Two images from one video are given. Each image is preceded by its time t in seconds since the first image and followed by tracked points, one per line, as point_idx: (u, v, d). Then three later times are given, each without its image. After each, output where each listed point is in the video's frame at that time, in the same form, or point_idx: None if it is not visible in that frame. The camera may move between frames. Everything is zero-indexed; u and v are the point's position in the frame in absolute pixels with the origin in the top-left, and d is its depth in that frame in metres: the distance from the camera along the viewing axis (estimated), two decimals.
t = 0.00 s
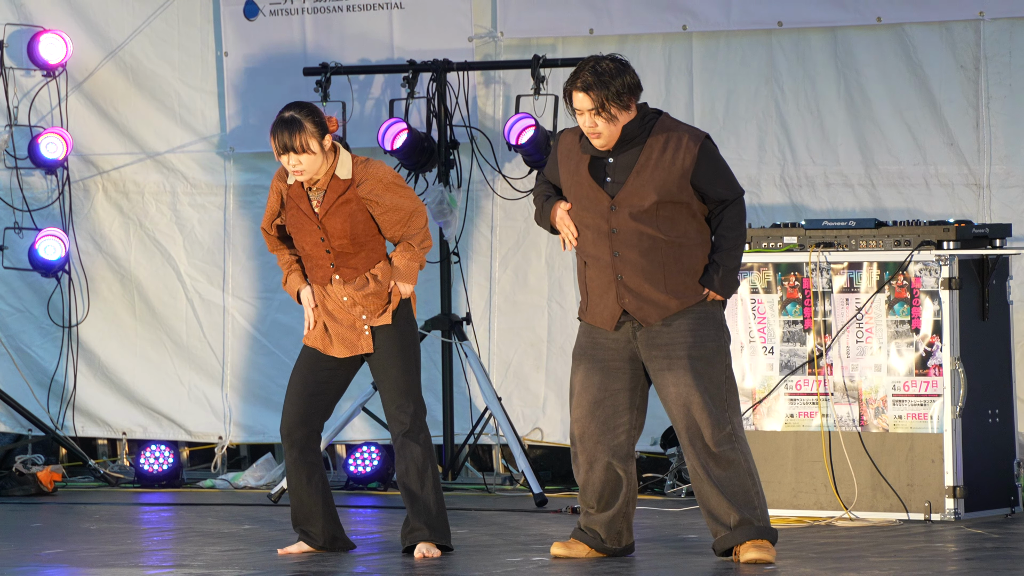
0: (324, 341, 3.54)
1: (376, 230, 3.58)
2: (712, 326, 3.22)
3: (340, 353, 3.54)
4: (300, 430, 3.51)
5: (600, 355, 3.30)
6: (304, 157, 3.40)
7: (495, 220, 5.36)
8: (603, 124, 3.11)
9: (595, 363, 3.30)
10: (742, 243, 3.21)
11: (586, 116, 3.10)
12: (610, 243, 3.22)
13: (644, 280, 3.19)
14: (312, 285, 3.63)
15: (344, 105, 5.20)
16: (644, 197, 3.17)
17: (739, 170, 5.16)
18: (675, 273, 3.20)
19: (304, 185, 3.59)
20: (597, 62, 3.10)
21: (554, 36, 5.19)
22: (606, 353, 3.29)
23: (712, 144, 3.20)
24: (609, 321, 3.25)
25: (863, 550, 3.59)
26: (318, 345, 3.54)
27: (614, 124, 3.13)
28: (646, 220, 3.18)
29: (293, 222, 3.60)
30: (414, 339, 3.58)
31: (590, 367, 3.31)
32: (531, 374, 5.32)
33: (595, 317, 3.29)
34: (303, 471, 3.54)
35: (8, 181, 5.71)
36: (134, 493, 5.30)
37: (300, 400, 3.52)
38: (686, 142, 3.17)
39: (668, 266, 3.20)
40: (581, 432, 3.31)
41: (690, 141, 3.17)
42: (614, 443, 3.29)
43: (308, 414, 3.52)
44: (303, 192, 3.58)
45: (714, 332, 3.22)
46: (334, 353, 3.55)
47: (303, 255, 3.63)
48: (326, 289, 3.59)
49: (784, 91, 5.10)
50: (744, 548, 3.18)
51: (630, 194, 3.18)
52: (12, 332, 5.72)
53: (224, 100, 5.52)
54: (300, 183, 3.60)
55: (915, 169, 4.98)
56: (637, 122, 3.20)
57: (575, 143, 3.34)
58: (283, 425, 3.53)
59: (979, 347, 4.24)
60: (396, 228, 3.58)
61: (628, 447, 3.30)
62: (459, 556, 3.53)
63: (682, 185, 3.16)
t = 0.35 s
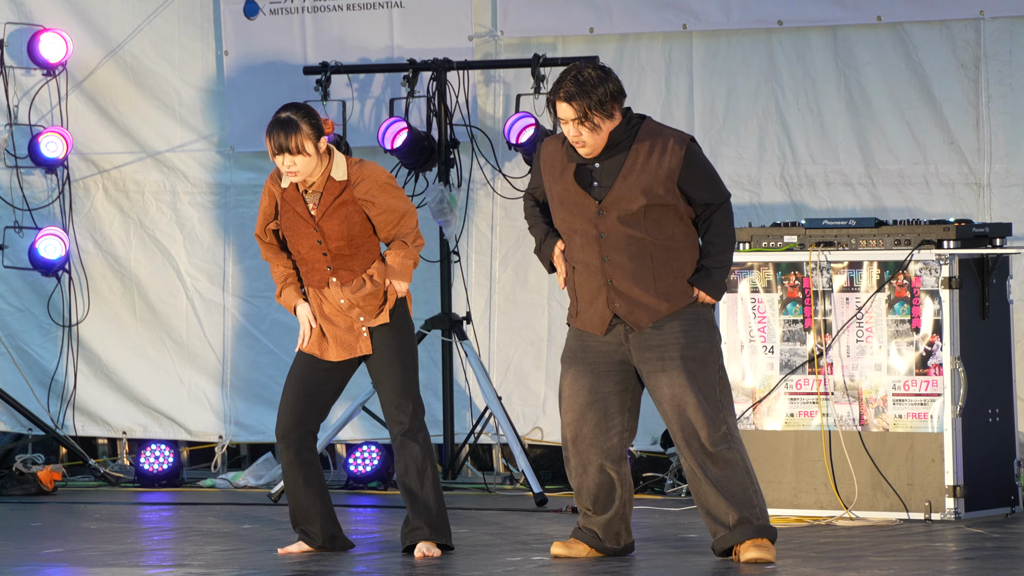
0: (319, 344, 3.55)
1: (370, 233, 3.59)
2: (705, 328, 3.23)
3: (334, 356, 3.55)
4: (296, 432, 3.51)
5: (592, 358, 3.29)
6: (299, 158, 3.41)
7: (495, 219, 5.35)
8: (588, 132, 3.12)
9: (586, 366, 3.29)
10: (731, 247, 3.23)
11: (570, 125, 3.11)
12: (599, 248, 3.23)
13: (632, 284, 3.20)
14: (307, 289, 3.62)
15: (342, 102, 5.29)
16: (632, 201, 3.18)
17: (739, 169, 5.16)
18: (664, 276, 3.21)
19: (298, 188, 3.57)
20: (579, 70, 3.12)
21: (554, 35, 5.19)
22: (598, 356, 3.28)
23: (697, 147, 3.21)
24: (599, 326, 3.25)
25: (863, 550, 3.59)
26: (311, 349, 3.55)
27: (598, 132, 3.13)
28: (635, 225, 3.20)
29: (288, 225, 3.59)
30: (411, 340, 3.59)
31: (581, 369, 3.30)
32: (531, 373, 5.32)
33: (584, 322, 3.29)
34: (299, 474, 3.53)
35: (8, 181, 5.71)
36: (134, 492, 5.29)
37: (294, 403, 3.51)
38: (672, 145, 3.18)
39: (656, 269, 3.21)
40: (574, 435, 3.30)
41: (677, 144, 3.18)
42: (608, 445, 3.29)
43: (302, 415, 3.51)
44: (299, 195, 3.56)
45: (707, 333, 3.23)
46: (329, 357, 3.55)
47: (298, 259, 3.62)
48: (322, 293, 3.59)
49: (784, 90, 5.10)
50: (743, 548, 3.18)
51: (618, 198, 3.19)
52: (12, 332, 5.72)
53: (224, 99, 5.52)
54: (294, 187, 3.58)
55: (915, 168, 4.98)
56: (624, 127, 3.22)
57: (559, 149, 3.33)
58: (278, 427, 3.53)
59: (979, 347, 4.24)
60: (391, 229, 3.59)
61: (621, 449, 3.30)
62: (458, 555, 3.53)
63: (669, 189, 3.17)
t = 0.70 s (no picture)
0: (315, 351, 3.53)
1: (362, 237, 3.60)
2: (700, 328, 3.25)
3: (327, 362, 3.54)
4: (286, 435, 3.49)
5: (587, 361, 3.28)
6: (297, 157, 3.41)
7: (495, 219, 5.36)
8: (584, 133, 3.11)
9: (581, 369, 3.28)
10: (724, 249, 3.26)
11: (566, 126, 3.11)
12: (596, 255, 3.22)
13: (631, 290, 3.20)
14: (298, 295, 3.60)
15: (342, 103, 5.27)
16: (628, 206, 3.19)
17: (739, 169, 5.16)
18: (661, 280, 3.22)
19: (292, 192, 3.57)
20: (575, 71, 3.11)
21: (554, 35, 5.19)
22: (593, 359, 3.27)
23: (688, 149, 3.25)
24: (597, 334, 3.23)
25: (863, 549, 3.59)
26: (307, 357, 3.53)
27: (593, 134, 3.13)
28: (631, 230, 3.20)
29: (281, 229, 3.57)
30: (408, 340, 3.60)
31: (576, 372, 3.28)
32: (531, 373, 5.32)
33: (581, 331, 3.26)
34: (292, 476, 3.52)
35: (8, 181, 5.71)
36: (135, 492, 5.29)
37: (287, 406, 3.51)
38: (666, 149, 3.21)
39: (653, 273, 3.22)
40: (571, 438, 3.29)
41: (669, 147, 3.21)
42: (604, 447, 3.27)
43: (296, 417, 3.51)
44: (293, 199, 3.56)
45: (703, 333, 3.25)
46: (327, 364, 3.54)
47: (290, 263, 3.60)
48: (315, 297, 3.58)
49: (784, 91, 5.10)
50: (744, 548, 3.18)
51: (614, 204, 3.20)
52: (12, 332, 5.73)
53: (224, 100, 5.52)
54: (288, 191, 3.57)
55: (915, 168, 4.98)
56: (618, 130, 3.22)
57: (549, 159, 3.31)
58: (269, 431, 3.52)
59: (979, 346, 4.24)
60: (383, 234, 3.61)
61: (618, 451, 3.29)
62: (459, 555, 3.52)
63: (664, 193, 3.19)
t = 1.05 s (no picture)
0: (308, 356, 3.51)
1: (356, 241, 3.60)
2: (699, 330, 3.26)
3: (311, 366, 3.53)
4: (270, 439, 3.47)
5: (579, 362, 3.27)
6: (297, 152, 3.45)
7: (495, 219, 5.36)
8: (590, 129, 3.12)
9: (572, 370, 3.27)
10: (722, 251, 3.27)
11: (572, 121, 3.11)
12: (598, 261, 3.22)
13: (632, 296, 3.21)
14: (290, 296, 3.59)
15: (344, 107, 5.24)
16: (631, 211, 3.21)
17: (739, 170, 5.16)
18: (662, 286, 3.23)
19: (291, 192, 3.58)
20: (582, 66, 3.12)
21: (554, 35, 5.19)
22: (586, 360, 3.27)
23: (688, 153, 3.30)
24: (596, 339, 3.23)
25: (863, 549, 3.59)
26: (295, 360, 3.52)
27: (599, 130, 3.14)
28: (634, 235, 3.21)
29: (277, 229, 3.56)
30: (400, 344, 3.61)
31: (567, 373, 3.28)
32: (530, 374, 5.32)
33: (580, 336, 3.25)
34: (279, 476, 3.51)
35: (8, 181, 5.71)
36: (134, 492, 5.29)
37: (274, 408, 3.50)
38: (668, 152, 3.25)
39: (655, 280, 3.22)
40: (558, 435, 3.27)
41: (671, 151, 3.25)
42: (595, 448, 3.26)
43: (286, 419, 3.50)
44: (292, 198, 3.57)
45: (701, 335, 3.26)
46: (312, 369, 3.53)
47: (283, 264, 3.59)
48: (306, 299, 3.57)
49: (784, 91, 5.10)
50: (744, 547, 3.19)
51: (618, 208, 3.22)
52: (12, 332, 5.74)
53: (224, 100, 5.52)
54: (286, 192, 3.58)
55: (915, 168, 4.98)
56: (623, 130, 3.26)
57: (549, 162, 3.32)
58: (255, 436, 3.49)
59: (979, 347, 4.24)
60: (377, 238, 3.62)
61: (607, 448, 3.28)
62: (458, 555, 3.52)
63: (667, 197, 3.22)
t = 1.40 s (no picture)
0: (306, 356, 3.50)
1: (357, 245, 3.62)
2: (701, 329, 3.28)
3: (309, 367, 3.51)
4: (293, 438, 3.48)
5: (592, 361, 3.26)
6: (297, 149, 3.46)
7: (495, 219, 5.35)
8: (601, 122, 3.16)
9: (588, 369, 3.25)
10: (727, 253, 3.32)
11: (584, 113, 3.15)
12: (610, 257, 3.23)
13: (642, 293, 3.22)
14: (288, 297, 3.58)
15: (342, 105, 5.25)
16: (644, 207, 3.24)
17: (739, 169, 5.16)
18: (670, 285, 3.25)
19: (294, 194, 3.58)
20: (598, 60, 3.16)
21: (554, 35, 5.19)
22: (599, 360, 3.26)
23: (697, 155, 3.35)
24: (601, 335, 3.23)
25: (863, 549, 3.59)
26: (293, 359, 3.50)
27: (610, 125, 3.18)
28: (647, 232, 3.23)
29: (279, 229, 3.56)
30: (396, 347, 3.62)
31: (583, 372, 3.25)
32: (531, 373, 5.32)
33: (584, 333, 3.25)
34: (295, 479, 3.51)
35: (8, 181, 5.71)
36: (135, 492, 5.29)
37: (289, 412, 3.49)
38: (679, 152, 3.30)
39: (665, 278, 3.24)
40: (576, 437, 3.26)
41: (683, 151, 3.30)
42: (606, 447, 3.27)
43: (299, 423, 3.50)
44: (294, 200, 3.57)
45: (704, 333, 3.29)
46: (311, 369, 3.51)
47: (281, 265, 3.58)
48: (303, 301, 3.57)
49: (784, 90, 5.10)
50: (744, 547, 3.18)
51: (630, 204, 3.24)
52: (12, 332, 5.73)
53: (224, 99, 5.51)
54: (290, 193, 3.58)
55: (915, 168, 4.98)
56: (632, 133, 3.30)
57: (561, 157, 3.33)
58: (276, 433, 3.49)
59: (979, 346, 4.23)
60: (377, 245, 3.64)
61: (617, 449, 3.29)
62: (459, 555, 3.52)
63: (679, 196, 3.26)
